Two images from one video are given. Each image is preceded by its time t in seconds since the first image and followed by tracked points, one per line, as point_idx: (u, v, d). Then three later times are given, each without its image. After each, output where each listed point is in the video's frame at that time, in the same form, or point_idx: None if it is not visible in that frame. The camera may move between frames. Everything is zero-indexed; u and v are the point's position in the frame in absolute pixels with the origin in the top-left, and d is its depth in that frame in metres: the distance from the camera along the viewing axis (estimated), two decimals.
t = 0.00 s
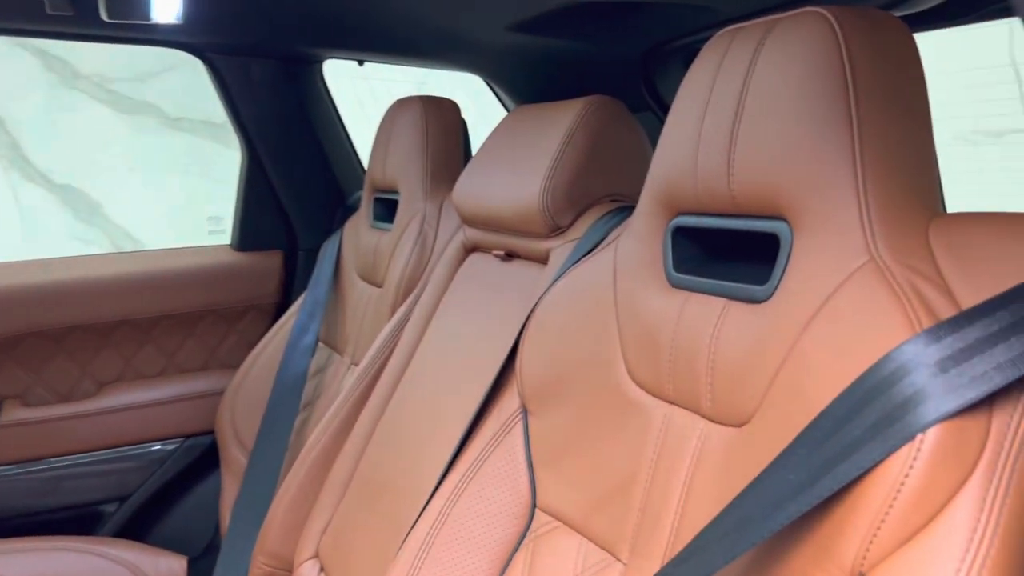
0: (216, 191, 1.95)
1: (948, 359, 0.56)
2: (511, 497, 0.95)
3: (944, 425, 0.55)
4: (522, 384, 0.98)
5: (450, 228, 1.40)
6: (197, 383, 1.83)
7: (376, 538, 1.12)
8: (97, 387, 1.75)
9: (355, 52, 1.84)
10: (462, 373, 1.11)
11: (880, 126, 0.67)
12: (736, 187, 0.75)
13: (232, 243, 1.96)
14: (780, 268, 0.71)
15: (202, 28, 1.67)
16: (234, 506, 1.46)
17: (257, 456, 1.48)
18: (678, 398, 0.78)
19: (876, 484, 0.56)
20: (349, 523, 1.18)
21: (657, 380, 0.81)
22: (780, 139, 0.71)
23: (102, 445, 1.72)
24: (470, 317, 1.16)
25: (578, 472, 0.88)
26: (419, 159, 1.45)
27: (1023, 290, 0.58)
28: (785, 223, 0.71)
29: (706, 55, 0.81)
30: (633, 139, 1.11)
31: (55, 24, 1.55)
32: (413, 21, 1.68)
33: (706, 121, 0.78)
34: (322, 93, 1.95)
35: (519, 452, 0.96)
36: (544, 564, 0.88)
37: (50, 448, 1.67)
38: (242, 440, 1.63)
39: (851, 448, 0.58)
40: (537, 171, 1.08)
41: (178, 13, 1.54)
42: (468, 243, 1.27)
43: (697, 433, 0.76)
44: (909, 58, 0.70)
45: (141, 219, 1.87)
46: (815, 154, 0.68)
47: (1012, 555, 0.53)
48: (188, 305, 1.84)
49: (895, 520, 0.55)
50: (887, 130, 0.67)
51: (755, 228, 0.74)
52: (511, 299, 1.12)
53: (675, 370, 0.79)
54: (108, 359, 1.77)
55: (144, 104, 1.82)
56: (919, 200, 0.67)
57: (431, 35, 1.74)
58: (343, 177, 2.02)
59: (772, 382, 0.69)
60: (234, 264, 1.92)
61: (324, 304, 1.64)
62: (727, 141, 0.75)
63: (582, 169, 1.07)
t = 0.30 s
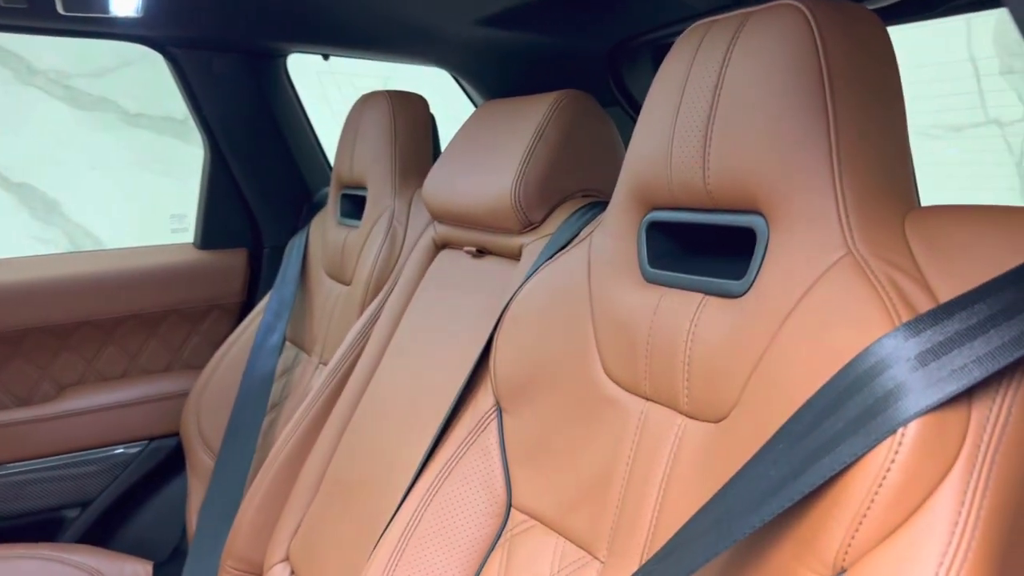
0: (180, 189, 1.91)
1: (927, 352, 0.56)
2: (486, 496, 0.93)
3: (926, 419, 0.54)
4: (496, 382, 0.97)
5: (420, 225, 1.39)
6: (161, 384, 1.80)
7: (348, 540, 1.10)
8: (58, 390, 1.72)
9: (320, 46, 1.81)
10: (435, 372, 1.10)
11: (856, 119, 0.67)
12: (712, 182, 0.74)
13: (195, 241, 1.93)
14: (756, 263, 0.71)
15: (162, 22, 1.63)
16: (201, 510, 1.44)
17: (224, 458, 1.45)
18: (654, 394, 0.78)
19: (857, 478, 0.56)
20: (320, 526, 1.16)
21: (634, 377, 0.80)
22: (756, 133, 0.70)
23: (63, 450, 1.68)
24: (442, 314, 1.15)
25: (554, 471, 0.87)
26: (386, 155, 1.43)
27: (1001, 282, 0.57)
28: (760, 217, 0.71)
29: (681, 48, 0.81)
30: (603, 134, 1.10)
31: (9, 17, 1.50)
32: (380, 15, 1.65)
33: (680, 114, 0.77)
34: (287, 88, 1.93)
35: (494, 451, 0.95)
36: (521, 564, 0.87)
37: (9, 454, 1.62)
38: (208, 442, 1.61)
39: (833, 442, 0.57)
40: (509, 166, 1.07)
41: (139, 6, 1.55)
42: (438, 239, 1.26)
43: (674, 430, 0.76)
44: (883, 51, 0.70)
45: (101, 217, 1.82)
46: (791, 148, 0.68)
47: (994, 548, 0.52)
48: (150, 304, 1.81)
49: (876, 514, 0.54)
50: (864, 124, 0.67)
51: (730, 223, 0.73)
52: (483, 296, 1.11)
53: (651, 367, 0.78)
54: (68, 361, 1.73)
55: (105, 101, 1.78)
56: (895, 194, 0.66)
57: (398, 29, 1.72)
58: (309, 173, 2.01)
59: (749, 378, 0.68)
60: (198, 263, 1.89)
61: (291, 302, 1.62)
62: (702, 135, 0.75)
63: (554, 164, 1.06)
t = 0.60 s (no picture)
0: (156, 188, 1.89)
1: (915, 347, 0.56)
2: (472, 494, 0.93)
3: (914, 413, 0.54)
4: (481, 379, 0.97)
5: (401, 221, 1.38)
6: (140, 384, 1.78)
7: (333, 539, 1.09)
8: (33, 390, 1.69)
9: (298, 42, 1.79)
10: (419, 369, 1.10)
11: (842, 114, 0.67)
12: (698, 177, 0.74)
13: (172, 238, 1.91)
14: (743, 258, 0.71)
15: (137, 16, 1.60)
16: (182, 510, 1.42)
17: (205, 458, 1.44)
18: (641, 390, 0.78)
19: (846, 473, 0.56)
20: (304, 524, 1.16)
21: (620, 373, 0.80)
22: (742, 129, 0.70)
23: (40, 450, 1.66)
24: (426, 311, 1.15)
25: (541, 468, 0.87)
26: (367, 150, 1.42)
27: (987, 276, 0.58)
28: (746, 213, 0.71)
29: (666, 42, 0.80)
30: (586, 129, 1.10)
31: None
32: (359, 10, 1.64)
33: (665, 110, 0.77)
34: (265, 84, 1.91)
35: (480, 449, 0.95)
36: (508, 561, 0.87)
37: None
38: (188, 441, 1.59)
39: (822, 437, 0.58)
40: (492, 162, 1.07)
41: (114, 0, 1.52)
42: (421, 235, 1.25)
43: (661, 425, 0.76)
44: (868, 46, 0.70)
45: (74, 215, 1.78)
46: (777, 142, 0.68)
47: (984, 542, 0.52)
48: (128, 303, 1.79)
49: (865, 508, 0.55)
50: (849, 120, 0.67)
51: (716, 218, 0.73)
52: (466, 293, 1.10)
53: (637, 363, 0.78)
54: (44, 361, 1.71)
55: (77, 95, 1.75)
56: (880, 189, 0.67)
57: (377, 24, 1.70)
58: (287, 169, 2.00)
59: (736, 374, 0.68)
60: (175, 260, 1.87)
61: (271, 300, 1.61)
62: (688, 130, 0.75)
63: (537, 159, 1.06)
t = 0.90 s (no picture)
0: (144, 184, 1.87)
1: (909, 343, 0.57)
2: (469, 489, 0.94)
3: (909, 408, 0.56)
4: (478, 375, 0.97)
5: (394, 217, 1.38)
6: (131, 380, 1.79)
7: (329, 534, 1.10)
8: (24, 387, 1.68)
9: (287, 37, 1.78)
10: (414, 366, 1.10)
11: (836, 113, 0.68)
12: (693, 175, 0.75)
13: (163, 235, 1.91)
14: (739, 255, 0.72)
15: (126, 11, 1.59)
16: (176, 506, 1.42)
17: (198, 455, 1.44)
18: (638, 386, 0.79)
19: (842, 467, 0.57)
20: (300, 520, 1.16)
21: (617, 368, 0.81)
22: (737, 128, 0.71)
23: (32, 448, 1.65)
24: (421, 307, 1.15)
25: (539, 462, 0.87)
26: (359, 146, 1.43)
27: (979, 273, 0.59)
28: (742, 211, 0.72)
29: (661, 40, 0.81)
30: (580, 126, 1.11)
31: None
32: (350, 5, 1.64)
33: (661, 108, 0.78)
34: (254, 79, 1.91)
35: (477, 444, 0.96)
36: (507, 555, 0.88)
37: None
38: (181, 438, 1.59)
39: (819, 432, 0.59)
40: (486, 159, 1.08)
41: None
42: (414, 231, 1.26)
43: (658, 420, 0.76)
44: (862, 45, 0.71)
45: (60, 210, 1.76)
46: (772, 141, 0.69)
47: (979, 534, 0.53)
48: (118, 300, 1.79)
49: (862, 501, 0.56)
50: (844, 118, 0.68)
51: (711, 216, 0.74)
52: (460, 288, 1.11)
53: (634, 358, 0.79)
54: (34, 359, 1.70)
55: (61, 90, 1.71)
56: (874, 187, 0.68)
57: (367, 19, 1.70)
58: (277, 165, 2.00)
59: (733, 369, 0.69)
60: (165, 256, 1.87)
61: (263, 296, 1.61)
62: (684, 128, 0.75)
63: (531, 156, 1.07)
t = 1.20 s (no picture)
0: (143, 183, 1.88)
1: (911, 341, 0.59)
2: (477, 483, 0.96)
3: (911, 404, 0.57)
4: (484, 370, 0.99)
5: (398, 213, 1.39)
6: (135, 375, 1.81)
7: (337, 527, 1.11)
8: (29, 383, 1.70)
9: (288, 33, 1.79)
10: (420, 361, 1.12)
11: (838, 115, 0.69)
12: (698, 176, 0.77)
13: (165, 231, 1.92)
14: (743, 254, 0.73)
15: (129, 9, 1.60)
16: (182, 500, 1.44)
17: (204, 449, 1.45)
18: (644, 381, 0.80)
19: (846, 461, 0.59)
20: (308, 513, 1.18)
21: (622, 364, 0.83)
22: (740, 130, 0.73)
23: (37, 443, 1.67)
24: (426, 304, 1.17)
25: (546, 457, 0.89)
26: (362, 143, 1.44)
27: (978, 273, 0.60)
28: (747, 211, 0.73)
29: (665, 42, 0.83)
30: (581, 124, 1.12)
31: None
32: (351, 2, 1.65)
33: (665, 109, 0.79)
34: (253, 75, 1.92)
35: (484, 439, 0.97)
36: (514, 547, 0.89)
37: None
38: (185, 432, 1.61)
39: (822, 428, 0.61)
40: (490, 158, 1.09)
41: None
42: (418, 228, 1.27)
43: (663, 416, 0.78)
44: (863, 46, 0.72)
45: (58, 204, 1.75)
46: (775, 143, 0.70)
47: (980, 525, 0.55)
48: (122, 296, 1.80)
49: (865, 494, 0.57)
50: (845, 120, 0.69)
51: (716, 215, 0.76)
52: (466, 285, 1.13)
53: (639, 355, 0.81)
54: (38, 354, 1.71)
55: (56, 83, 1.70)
56: (875, 188, 0.69)
57: (368, 16, 1.71)
58: (278, 160, 2.01)
59: (738, 366, 0.71)
60: (167, 251, 1.88)
61: (266, 291, 1.62)
62: (688, 129, 0.77)
63: (535, 154, 1.08)
